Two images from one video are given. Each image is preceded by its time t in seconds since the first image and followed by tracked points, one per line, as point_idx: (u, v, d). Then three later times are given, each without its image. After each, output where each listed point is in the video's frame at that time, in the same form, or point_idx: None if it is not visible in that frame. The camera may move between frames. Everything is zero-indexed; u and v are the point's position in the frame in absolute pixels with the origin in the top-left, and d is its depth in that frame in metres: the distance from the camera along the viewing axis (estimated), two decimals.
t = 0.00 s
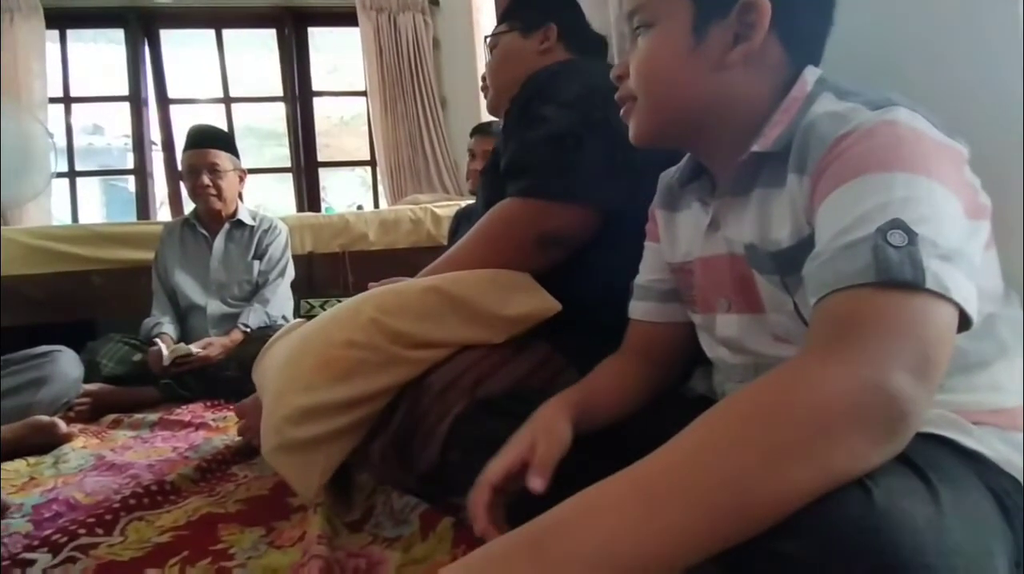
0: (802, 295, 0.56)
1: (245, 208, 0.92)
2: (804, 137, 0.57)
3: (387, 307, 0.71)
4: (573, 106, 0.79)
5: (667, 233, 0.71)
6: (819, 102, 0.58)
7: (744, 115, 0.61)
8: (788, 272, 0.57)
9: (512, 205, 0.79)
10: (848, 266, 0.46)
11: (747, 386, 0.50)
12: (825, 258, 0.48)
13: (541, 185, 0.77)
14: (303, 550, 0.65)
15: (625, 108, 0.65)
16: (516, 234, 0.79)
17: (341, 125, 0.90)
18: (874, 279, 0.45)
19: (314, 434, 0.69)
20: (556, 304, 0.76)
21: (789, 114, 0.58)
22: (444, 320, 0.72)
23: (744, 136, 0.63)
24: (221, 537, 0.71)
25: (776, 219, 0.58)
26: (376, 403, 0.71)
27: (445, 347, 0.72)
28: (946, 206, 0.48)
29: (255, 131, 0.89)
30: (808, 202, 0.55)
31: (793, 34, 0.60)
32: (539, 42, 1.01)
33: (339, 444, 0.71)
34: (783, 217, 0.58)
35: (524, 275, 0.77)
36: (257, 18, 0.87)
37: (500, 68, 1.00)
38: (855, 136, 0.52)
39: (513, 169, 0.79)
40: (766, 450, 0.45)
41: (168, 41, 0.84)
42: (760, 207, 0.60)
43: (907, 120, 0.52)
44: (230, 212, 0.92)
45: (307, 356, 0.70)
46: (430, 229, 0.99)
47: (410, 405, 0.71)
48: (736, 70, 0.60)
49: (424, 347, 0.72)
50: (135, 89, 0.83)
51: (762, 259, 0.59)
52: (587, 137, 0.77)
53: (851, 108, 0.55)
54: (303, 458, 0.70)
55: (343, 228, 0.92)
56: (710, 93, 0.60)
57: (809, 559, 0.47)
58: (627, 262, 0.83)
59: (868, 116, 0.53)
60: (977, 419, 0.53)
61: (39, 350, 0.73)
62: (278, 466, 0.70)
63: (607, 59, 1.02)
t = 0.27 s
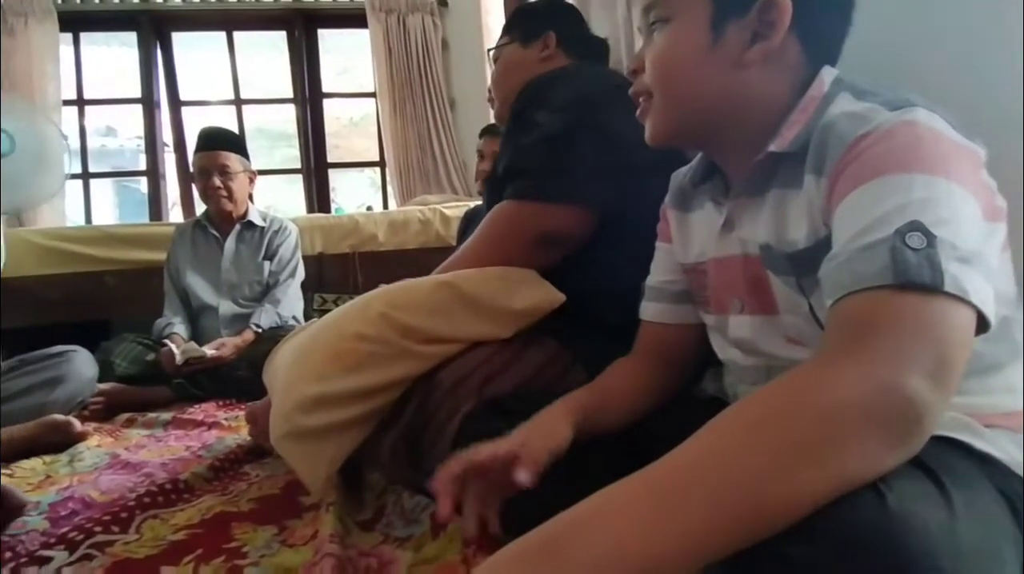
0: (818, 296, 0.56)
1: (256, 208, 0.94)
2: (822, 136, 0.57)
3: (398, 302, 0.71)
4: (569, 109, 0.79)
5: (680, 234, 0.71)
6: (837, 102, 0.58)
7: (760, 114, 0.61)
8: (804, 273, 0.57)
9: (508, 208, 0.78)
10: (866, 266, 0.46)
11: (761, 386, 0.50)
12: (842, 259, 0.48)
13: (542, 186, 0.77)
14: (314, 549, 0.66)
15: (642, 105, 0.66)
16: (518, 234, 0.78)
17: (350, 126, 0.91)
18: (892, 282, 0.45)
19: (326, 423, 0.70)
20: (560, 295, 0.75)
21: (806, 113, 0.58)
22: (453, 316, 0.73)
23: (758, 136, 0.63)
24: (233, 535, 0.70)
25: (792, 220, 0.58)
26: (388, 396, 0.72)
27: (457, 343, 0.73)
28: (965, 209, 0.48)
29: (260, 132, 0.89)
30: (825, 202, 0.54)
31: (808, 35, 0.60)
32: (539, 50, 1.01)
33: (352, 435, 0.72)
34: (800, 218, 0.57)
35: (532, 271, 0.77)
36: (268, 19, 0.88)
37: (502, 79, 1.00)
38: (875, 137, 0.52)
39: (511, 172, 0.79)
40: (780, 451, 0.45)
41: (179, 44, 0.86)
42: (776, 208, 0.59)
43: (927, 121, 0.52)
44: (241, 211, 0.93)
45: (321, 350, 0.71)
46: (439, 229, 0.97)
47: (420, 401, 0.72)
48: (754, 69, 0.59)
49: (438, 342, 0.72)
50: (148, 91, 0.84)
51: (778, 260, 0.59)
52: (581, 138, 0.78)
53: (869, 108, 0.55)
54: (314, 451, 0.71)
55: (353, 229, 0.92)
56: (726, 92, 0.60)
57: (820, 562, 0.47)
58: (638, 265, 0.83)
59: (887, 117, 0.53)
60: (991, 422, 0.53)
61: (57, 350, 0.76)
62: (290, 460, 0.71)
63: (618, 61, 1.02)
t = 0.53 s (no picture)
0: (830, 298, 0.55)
1: (267, 209, 1.05)
2: (833, 136, 0.56)
3: (409, 302, 0.72)
4: (578, 113, 0.79)
5: (689, 237, 0.71)
6: (848, 102, 0.57)
7: (769, 115, 0.61)
8: (815, 276, 0.57)
9: (515, 212, 0.78)
10: (877, 268, 0.46)
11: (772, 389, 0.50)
12: (852, 262, 0.48)
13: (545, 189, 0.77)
14: (325, 549, 0.65)
15: (650, 106, 0.66)
16: (525, 237, 0.78)
17: (360, 126, 0.92)
18: (902, 284, 0.45)
19: (336, 422, 0.71)
20: (568, 293, 0.76)
21: (818, 114, 0.58)
22: (463, 317, 0.73)
23: (766, 139, 0.62)
24: (246, 534, 0.70)
25: (803, 221, 0.58)
26: (400, 394, 0.72)
27: (466, 343, 0.73)
28: (977, 211, 0.47)
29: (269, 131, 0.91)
30: (836, 204, 0.54)
31: (817, 35, 0.60)
32: (555, 48, 0.95)
33: (363, 432, 0.73)
34: (811, 220, 0.57)
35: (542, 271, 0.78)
36: (279, 21, 0.89)
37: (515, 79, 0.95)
38: (883, 140, 0.52)
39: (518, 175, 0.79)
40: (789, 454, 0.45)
41: (191, 47, 0.87)
42: (787, 211, 0.59)
43: (941, 122, 0.51)
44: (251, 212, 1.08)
45: (332, 349, 0.72)
46: (448, 230, 0.98)
47: (428, 403, 0.72)
48: (764, 70, 0.59)
49: (448, 341, 0.73)
50: (160, 94, 0.84)
51: (789, 263, 0.59)
52: (586, 144, 0.78)
53: (881, 108, 0.55)
54: (325, 449, 0.72)
55: (363, 229, 0.94)
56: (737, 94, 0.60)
57: (832, 564, 0.47)
58: (644, 267, 0.83)
59: (899, 117, 0.53)
60: (1007, 426, 0.52)
61: (73, 350, 0.76)
62: (301, 457, 0.72)
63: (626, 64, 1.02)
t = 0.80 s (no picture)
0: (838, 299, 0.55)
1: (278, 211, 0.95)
2: (841, 139, 0.57)
3: (419, 304, 0.73)
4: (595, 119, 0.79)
5: (697, 237, 0.71)
6: (855, 103, 0.58)
7: (777, 114, 0.61)
8: (826, 278, 0.57)
9: (532, 217, 0.79)
10: (886, 268, 0.46)
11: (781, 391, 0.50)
12: (863, 263, 0.48)
13: (560, 196, 0.78)
14: (338, 547, 0.66)
15: (656, 112, 0.65)
16: (538, 241, 0.78)
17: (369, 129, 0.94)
18: (911, 285, 0.45)
19: (346, 423, 0.71)
20: (580, 303, 0.76)
21: (825, 115, 0.58)
22: (473, 318, 0.73)
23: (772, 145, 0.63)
24: (259, 532, 0.70)
25: (810, 223, 0.58)
26: (409, 395, 0.73)
27: (474, 346, 0.73)
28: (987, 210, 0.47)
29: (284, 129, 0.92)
30: (844, 205, 0.54)
31: (827, 36, 0.59)
32: (572, 42, 0.88)
33: (373, 434, 0.73)
34: (818, 220, 0.57)
35: (556, 280, 0.79)
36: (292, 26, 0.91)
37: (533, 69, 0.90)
38: (890, 141, 0.52)
39: (538, 181, 0.79)
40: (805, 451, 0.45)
41: (203, 48, 0.89)
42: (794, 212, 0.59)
43: (947, 119, 0.51)
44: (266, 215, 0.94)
45: (343, 350, 0.72)
46: (459, 230, 0.99)
47: (440, 403, 0.72)
48: (770, 73, 0.59)
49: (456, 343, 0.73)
50: (174, 98, 0.85)
51: (798, 265, 0.59)
52: (607, 149, 0.77)
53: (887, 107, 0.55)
54: (336, 450, 0.72)
55: (373, 230, 0.95)
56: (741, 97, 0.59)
57: (848, 566, 0.47)
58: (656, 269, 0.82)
59: (906, 118, 0.53)
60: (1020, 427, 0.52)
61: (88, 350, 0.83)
62: (312, 458, 0.72)
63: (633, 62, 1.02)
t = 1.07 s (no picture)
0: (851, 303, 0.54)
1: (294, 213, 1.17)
2: (850, 141, 0.56)
3: (431, 306, 0.73)
4: (613, 125, 0.77)
5: (705, 236, 0.71)
6: (866, 104, 0.56)
7: (779, 129, 0.59)
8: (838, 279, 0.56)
9: (549, 221, 0.80)
10: (898, 268, 0.46)
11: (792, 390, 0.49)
12: (877, 261, 0.47)
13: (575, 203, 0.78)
14: (352, 545, 0.66)
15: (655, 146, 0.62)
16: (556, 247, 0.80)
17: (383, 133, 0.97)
18: (927, 283, 0.44)
19: (356, 423, 0.72)
20: (594, 312, 0.76)
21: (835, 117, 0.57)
22: (484, 319, 0.74)
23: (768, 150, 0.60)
24: (274, 530, 0.71)
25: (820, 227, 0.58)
26: (420, 395, 0.73)
27: (485, 346, 0.73)
28: (993, 202, 0.46)
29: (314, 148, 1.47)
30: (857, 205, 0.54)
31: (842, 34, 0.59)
32: (589, 40, 0.80)
33: (383, 434, 0.73)
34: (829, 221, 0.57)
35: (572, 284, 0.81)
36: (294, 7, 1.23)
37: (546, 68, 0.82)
38: (902, 141, 0.52)
39: (557, 185, 0.80)
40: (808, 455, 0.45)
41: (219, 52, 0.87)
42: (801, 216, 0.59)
43: (958, 116, 0.50)
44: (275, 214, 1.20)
45: (355, 352, 0.73)
46: (468, 230, 1.04)
47: (453, 404, 0.72)
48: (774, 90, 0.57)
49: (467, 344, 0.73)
50: (188, 98, 0.82)
51: (809, 266, 0.58)
52: (630, 155, 0.76)
53: (901, 108, 0.53)
54: (349, 451, 0.73)
55: (385, 229, 1.01)
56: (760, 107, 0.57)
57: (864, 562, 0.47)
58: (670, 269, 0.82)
59: (917, 117, 0.52)
60: None
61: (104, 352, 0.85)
62: (328, 458, 0.74)
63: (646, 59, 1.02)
